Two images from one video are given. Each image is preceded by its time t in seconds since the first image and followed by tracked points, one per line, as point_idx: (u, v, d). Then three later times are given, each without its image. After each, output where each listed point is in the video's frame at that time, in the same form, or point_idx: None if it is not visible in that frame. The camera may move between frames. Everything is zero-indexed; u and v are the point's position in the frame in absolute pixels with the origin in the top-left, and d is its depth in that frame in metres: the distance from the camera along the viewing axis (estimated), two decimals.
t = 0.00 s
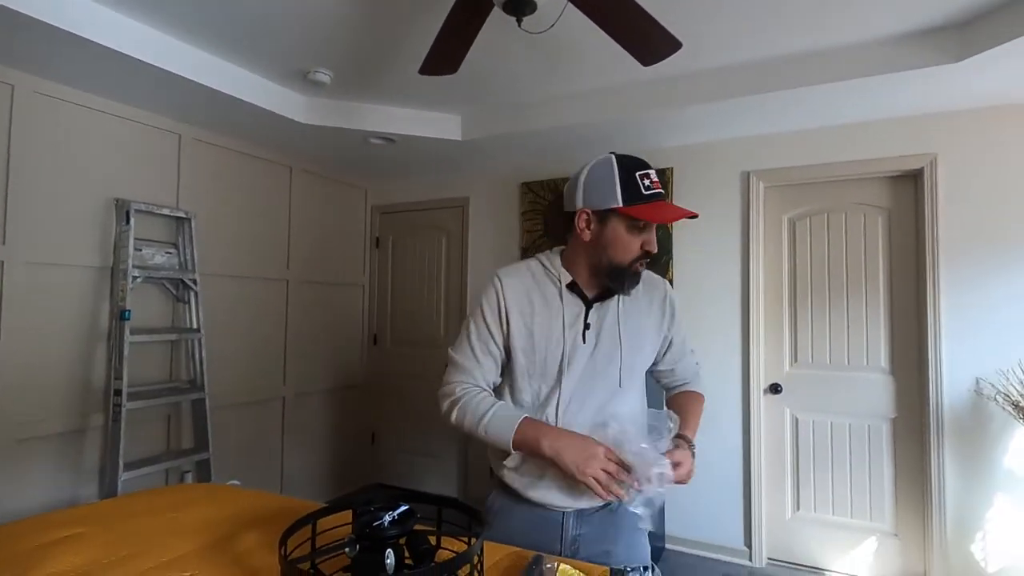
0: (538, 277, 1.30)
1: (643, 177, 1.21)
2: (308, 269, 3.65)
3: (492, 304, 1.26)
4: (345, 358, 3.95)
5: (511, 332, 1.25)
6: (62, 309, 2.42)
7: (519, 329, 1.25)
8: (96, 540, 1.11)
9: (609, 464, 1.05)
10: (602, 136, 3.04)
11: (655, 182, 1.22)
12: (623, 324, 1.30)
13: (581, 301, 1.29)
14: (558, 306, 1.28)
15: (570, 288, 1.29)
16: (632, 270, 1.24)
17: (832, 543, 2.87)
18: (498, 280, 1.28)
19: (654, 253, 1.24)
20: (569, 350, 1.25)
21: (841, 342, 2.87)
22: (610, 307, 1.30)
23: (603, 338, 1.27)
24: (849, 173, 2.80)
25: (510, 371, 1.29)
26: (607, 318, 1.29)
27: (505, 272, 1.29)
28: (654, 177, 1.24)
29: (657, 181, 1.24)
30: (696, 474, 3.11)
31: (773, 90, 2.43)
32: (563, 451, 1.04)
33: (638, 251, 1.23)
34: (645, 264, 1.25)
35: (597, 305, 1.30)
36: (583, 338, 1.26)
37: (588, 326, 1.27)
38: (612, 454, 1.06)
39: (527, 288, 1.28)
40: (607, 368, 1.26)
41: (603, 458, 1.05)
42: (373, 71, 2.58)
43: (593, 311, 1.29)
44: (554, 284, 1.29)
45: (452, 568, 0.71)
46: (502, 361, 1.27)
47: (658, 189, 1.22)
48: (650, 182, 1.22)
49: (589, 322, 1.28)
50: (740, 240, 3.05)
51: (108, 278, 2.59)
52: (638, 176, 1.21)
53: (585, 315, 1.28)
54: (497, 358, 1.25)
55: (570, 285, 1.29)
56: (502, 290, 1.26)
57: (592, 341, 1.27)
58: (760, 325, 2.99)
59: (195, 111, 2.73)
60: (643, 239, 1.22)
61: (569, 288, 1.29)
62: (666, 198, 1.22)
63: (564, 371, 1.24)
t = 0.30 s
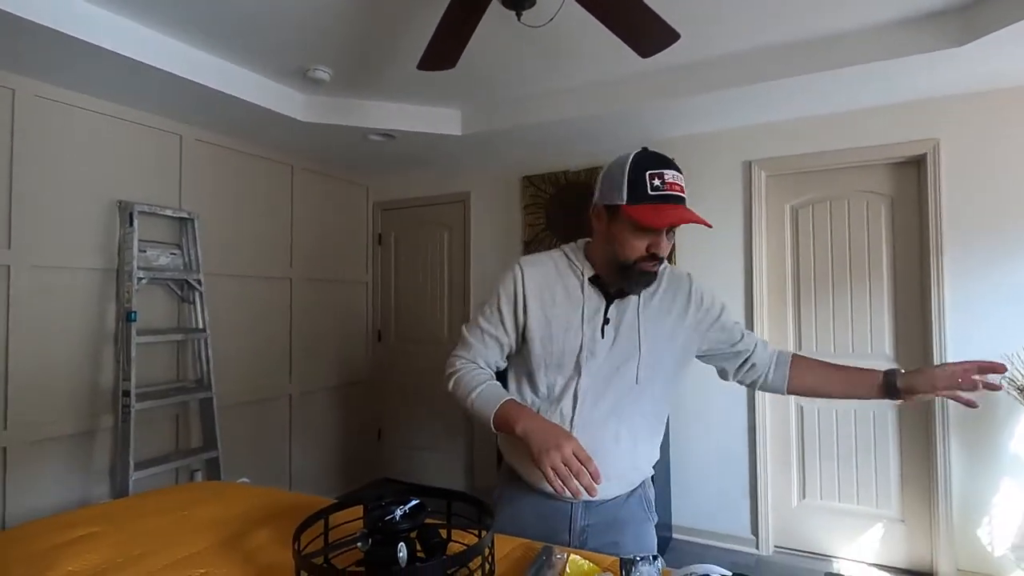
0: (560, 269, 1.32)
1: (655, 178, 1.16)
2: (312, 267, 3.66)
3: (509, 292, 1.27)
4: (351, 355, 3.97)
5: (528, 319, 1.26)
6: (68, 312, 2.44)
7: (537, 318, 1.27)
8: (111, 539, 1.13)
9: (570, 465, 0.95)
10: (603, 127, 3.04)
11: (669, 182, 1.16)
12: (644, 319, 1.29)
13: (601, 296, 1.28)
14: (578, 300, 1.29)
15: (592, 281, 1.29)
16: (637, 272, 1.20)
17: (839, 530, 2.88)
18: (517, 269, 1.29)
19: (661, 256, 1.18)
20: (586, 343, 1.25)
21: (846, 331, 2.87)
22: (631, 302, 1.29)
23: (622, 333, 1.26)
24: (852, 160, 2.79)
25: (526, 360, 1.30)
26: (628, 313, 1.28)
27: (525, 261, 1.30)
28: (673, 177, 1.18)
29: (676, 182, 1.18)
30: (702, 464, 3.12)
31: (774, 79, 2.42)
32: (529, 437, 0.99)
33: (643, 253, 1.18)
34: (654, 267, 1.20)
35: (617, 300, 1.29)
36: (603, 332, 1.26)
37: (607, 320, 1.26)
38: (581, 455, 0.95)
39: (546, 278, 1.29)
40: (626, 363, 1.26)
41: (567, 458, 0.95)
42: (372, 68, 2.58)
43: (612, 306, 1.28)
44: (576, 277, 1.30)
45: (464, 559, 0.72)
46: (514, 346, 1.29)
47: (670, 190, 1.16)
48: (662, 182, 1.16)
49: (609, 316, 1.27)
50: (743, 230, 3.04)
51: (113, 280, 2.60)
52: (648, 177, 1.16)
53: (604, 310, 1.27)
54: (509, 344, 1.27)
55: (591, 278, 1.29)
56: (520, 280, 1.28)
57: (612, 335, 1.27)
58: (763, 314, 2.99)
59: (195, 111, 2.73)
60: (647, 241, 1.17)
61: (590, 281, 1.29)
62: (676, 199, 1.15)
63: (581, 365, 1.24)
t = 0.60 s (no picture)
0: (550, 265, 1.36)
1: (598, 169, 1.15)
2: (312, 264, 3.65)
3: (504, 291, 1.36)
4: (352, 352, 3.97)
5: (518, 315, 1.33)
6: (69, 311, 2.44)
7: (526, 313, 1.33)
8: (116, 537, 1.13)
9: (539, 457, 1.00)
10: (602, 120, 3.03)
11: (611, 173, 1.14)
12: (637, 315, 1.28)
13: (590, 291, 1.29)
14: (567, 295, 1.32)
15: (578, 278, 1.31)
16: (596, 264, 1.23)
17: (841, 521, 2.89)
18: (510, 269, 1.38)
19: (612, 249, 1.19)
20: (574, 337, 1.28)
21: (847, 322, 2.87)
22: (621, 297, 1.28)
23: (610, 328, 1.27)
24: (852, 151, 2.79)
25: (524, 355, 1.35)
26: (618, 308, 1.28)
27: (517, 261, 1.38)
28: (619, 166, 1.14)
29: (623, 171, 1.14)
30: (704, 457, 3.13)
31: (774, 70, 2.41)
32: (508, 429, 1.07)
33: (595, 245, 1.21)
34: (612, 260, 1.21)
35: (607, 294, 1.29)
36: (590, 327, 1.28)
37: (595, 314, 1.27)
38: (551, 448, 1.01)
39: (536, 275, 1.35)
40: (614, 359, 1.26)
41: (536, 451, 1.01)
42: (371, 63, 2.57)
43: (601, 300, 1.28)
44: (564, 274, 1.34)
45: (470, 552, 0.72)
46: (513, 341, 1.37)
47: (610, 181, 1.14)
48: (604, 174, 1.15)
49: (597, 311, 1.28)
50: (743, 222, 3.04)
51: (114, 279, 2.60)
52: (591, 169, 1.16)
53: (591, 304, 1.28)
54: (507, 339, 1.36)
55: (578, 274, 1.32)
56: (511, 279, 1.36)
57: (600, 330, 1.27)
58: (764, 306, 2.99)
59: (193, 109, 2.72)
60: (597, 234, 1.20)
61: (577, 278, 1.31)
62: (613, 190, 1.13)
63: (569, 359, 1.26)
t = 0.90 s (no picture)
0: (524, 254, 1.37)
1: (550, 160, 1.13)
2: (307, 253, 3.64)
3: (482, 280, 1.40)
4: (348, 340, 3.97)
5: (490, 303, 1.36)
6: (62, 299, 2.42)
7: (497, 300, 1.35)
8: (112, 525, 1.12)
9: (486, 443, 1.07)
10: (598, 108, 3.01)
11: (564, 163, 1.11)
12: (602, 303, 1.23)
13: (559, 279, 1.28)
14: (536, 282, 1.31)
15: (549, 267, 1.31)
16: (565, 254, 1.22)
17: (833, 508, 2.92)
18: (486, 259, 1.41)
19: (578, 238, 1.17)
20: (540, 325, 1.27)
21: (842, 311, 2.87)
22: (588, 285, 1.25)
23: (576, 316, 1.24)
24: (849, 140, 2.78)
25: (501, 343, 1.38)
26: (586, 296, 1.25)
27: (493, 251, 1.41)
28: (572, 155, 1.11)
29: (576, 160, 1.11)
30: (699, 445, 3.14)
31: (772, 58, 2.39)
32: (472, 411, 1.15)
33: (562, 237, 1.19)
34: (581, 248, 1.20)
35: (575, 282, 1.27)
36: (557, 314, 1.26)
37: (561, 302, 1.25)
38: (500, 438, 1.07)
39: (509, 263, 1.36)
40: (579, 347, 1.23)
41: (485, 437, 1.07)
42: (366, 49, 2.55)
43: (569, 288, 1.27)
44: (535, 262, 1.34)
45: (464, 540, 0.72)
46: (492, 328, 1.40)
47: (564, 171, 1.11)
48: (557, 164, 1.12)
49: (565, 299, 1.26)
50: (740, 211, 3.04)
51: (107, 267, 2.58)
52: (545, 160, 1.13)
53: (558, 292, 1.27)
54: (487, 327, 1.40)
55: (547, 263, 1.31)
56: (486, 269, 1.39)
57: (567, 317, 1.25)
58: (760, 295, 2.99)
59: (186, 95, 2.69)
60: (560, 226, 1.17)
61: (548, 267, 1.31)
62: (568, 181, 1.10)
63: (535, 347, 1.26)
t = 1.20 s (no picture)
0: (500, 258, 1.36)
1: (519, 163, 1.10)
2: (309, 252, 3.64)
3: (459, 286, 1.40)
4: (349, 340, 3.97)
5: (468, 308, 1.35)
6: (64, 297, 2.42)
7: (474, 305, 1.35)
8: (111, 523, 1.12)
9: (479, 451, 1.06)
10: (601, 108, 3.00)
11: (533, 165, 1.09)
12: (578, 304, 1.23)
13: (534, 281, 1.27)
14: (513, 285, 1.31)
15: (524, 269, 1.30)
16: (539, 255, 1.21)
17: (835, 512, 2.91)
18: (462, 264, 1.41)
19: (552, 238, 1.16)
20: (517, 327, 1.27)
21: (845, 313, 2.87)
22: (564, 286, 1.25)
23: (552, 318, 1.24)
24: (853, 142, 2.78)
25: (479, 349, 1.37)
26: (562, 297, 1.25)
27: (468, 255, 1.40)
28: (540, 156, 1.09)
29: (545, 160, 1.09)
30: (699, 447, 3.14)
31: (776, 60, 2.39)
32: (463, 418, 1.14)
33: (535, 238, 1.18)
34: (555, 249, 1.19)
35: (550, 283, 1.26)
36: (533, 317, 1.25)
37: (538, 305, 1.25)
38: (492, 444, 1.07)
39: (484, 268, 1.36)
40: (555, 349, 1.23)
41: (477, 445, 1.07)
42: (369, 48, 2.54)
43: (545, 289, 1.26)
44: (511, 264, 1.33)
45: (465, 539, 0.72)
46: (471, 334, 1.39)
47: (534, 173, 1.08)
48: (526, 167, 1.09)
49: (541, 301, 1.25)
50: (742, 213, 3.03)
51: (110, 265, 2.58)
52: (513, 163, 1.11)
53: (534, 294, 1.26)
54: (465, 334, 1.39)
55: (522, 265, 1.30)
56: (462, 274, 1.39)
57: (544, 319, 1.25)
58: (763, 297, 2.99)
59: (189, 94, 2.70)
60: (533, 228, 1.16)
61: (523, 268, 1.30)
62: (539, 183, 1.08)
63: (512, 351, 1.26)
